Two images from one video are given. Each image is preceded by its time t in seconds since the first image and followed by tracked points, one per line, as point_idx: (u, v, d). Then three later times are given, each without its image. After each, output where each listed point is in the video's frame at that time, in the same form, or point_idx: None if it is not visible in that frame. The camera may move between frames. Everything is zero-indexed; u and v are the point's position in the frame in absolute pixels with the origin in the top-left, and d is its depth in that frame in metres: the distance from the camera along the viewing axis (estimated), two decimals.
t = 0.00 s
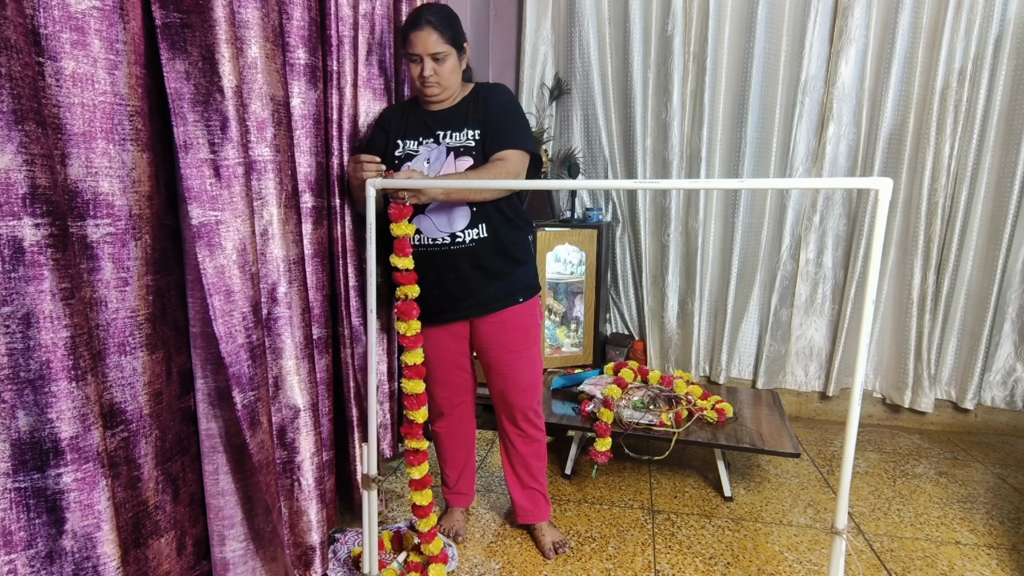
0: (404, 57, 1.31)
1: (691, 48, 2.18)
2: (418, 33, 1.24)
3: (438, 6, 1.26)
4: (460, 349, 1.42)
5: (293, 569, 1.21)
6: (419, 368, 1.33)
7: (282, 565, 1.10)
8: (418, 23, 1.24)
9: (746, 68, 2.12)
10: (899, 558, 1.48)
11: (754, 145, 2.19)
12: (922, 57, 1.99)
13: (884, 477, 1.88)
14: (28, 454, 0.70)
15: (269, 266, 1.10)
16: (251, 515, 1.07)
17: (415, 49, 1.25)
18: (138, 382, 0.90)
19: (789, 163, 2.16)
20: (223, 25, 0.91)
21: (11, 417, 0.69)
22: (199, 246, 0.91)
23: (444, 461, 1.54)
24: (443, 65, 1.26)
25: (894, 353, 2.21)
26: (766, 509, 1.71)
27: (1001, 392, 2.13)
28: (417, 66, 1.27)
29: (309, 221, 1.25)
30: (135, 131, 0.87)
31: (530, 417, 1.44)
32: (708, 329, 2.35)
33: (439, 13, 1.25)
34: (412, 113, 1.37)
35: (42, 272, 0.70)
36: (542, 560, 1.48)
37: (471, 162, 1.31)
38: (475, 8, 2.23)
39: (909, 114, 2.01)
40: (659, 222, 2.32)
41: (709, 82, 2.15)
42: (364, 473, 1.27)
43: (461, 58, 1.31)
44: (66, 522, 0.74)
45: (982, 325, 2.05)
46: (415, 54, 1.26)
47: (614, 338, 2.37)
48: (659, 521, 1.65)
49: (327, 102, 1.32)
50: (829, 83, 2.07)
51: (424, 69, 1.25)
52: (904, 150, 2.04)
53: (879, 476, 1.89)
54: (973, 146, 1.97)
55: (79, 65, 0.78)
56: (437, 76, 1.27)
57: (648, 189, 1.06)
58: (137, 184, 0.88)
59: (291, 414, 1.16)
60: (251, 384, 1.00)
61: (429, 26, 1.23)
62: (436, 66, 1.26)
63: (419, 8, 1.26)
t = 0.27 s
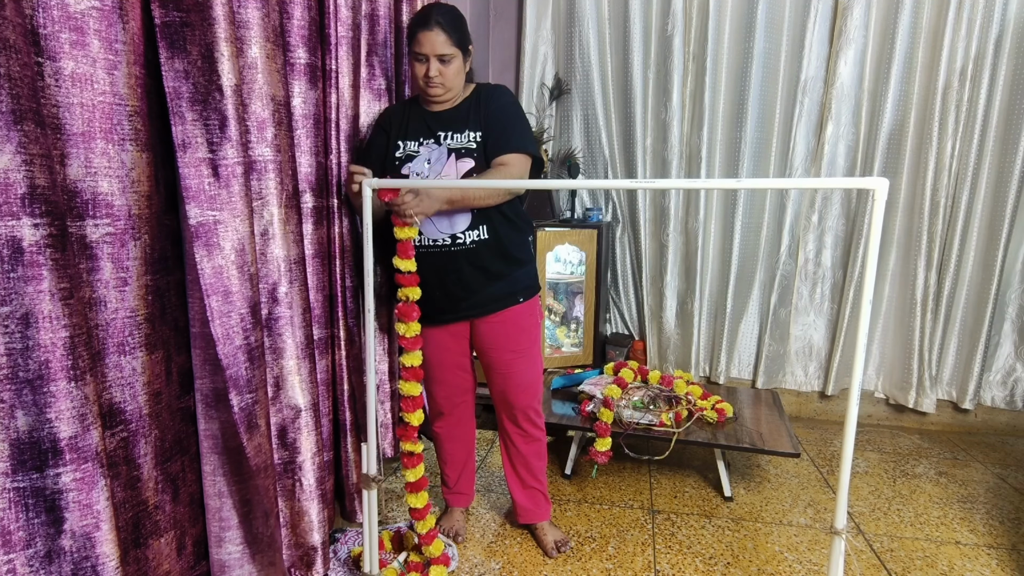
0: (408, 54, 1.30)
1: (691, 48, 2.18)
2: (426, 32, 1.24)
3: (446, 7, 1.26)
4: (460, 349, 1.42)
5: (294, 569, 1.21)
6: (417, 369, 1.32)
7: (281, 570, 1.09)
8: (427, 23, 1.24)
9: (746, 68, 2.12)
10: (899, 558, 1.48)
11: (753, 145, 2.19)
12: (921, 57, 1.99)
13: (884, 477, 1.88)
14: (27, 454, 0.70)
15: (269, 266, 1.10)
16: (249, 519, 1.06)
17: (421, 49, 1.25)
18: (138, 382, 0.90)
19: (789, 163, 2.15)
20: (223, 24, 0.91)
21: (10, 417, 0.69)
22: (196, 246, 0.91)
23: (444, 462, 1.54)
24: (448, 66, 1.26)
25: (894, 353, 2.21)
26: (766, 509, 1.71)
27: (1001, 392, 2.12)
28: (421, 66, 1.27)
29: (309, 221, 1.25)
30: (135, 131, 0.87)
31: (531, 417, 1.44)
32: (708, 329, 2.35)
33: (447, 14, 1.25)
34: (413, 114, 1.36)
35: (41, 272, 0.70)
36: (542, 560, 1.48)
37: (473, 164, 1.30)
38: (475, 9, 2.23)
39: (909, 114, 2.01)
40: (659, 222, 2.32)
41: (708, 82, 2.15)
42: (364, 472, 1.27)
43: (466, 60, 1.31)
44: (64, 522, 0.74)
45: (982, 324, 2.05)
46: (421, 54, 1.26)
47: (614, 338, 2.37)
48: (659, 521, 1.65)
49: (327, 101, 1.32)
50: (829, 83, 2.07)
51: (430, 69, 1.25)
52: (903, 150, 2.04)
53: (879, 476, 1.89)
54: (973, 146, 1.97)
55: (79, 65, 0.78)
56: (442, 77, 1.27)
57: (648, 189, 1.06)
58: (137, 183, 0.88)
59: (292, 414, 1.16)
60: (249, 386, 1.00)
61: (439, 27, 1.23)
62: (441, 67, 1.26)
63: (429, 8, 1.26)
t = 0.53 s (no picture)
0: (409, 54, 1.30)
1: (691, 48, 2.17)
2: (427, 32, 1.23)
3: (448, 7, 1.26)
4: (461, 349, 1.42)
5: (294, 569, 1.21)
6: (429, 353, 1.30)
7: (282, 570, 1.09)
8: (428, 23, 1.24)
9: (746, 68, 2.12)
10: (899, 558, 1.48)
11: (753, 145, 2.19)
12: (922, 57, 1.99)
13: (884, 477, 1.88)
14: (26, 454, 0.70)
15: (268, 266, 1.10)
16: (249, 519, 1.06)
17: (422, 49, 1.25)
18: (138, 382, 0.90)
19: (789, 163, 2.15)
20: (223, 24, 0.91)
21: (10, 418, 0.69)
22: (196, 246, 0.91)
23: (444, 461, 1.54)
24: (450, 66, 1.26)
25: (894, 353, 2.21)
26: (766, 509, 1.71)
27: (1001, 392, 2.12)
28: (422, 66, 1.27)
29: (309, 221, 1.25)
30: (135, 131, 0.87)
31: (532, 417, 1.44)
32: (708, 329, 2.35)
33: (449, 14, 1.25)
34: (415, 113, 1.37)
35: (41, 272, 0.70)
36: (542, 560, 1.48)
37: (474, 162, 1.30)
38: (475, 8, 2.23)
39: (909, 114, 2.01)
40: (659, 222, 2.32)
41: (709, 82, 2.15)
42: (364, 472, 1.27)
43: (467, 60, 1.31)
44: (64, 522, 0.74)
45: (982, 324, 2.05)
46: (422, 53, 1.26)
47: (614, 338, 2.37)
48: (659, 521, 1.65)
49: (327, 102, 1.32)
50: (829, 83, 2.07)
51: (431, 69, 1.25)
52: (903, 150, 2.04)
53: (879, 476, 1.89)
54: (973, 146, 1.97)
55: (79, 65, 0.78)
56: (443, 76, 1.27)
57: (648, 189, 1.06)
58: (137, 183, 0.88)
59: (291, 414, 1.16)
60: (250, 386, 1.00)
61: (439, 27, 1.23)
62: (442, 67, 1.26)
63: (430, 7, 1.26)
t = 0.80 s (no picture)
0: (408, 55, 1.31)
1: (691, 48, 2.17)
2: (423, 32, 1.23)
3: (444, 7, 1.26)
4: (462, 348, 1.42)
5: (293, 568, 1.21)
6: (412, 342, 1.30)
7: (282, 569, 1.09)
8: (425, 24, 1.24)
9: (746, 68, 2.12)
10: (899, 557, 1.48)
11: (753, 145, 2.19)
12: (922, 57, 1.99)
13: (884, 477, 1.88)
14: (26, 454, 0.70)
15: (268, 266, 1.10)
16: (250, 518, 1.06)
17: (420, 50, 1.25)
18: (137, 382, 0.90)
19: (789, 163, 2.15)
20: (224, 25, 0.91)
21: (9, 417, 0.69)
22: (198, 246, 0.91)
23: (444, 460, 1.54)
24: (447, 65, 1.26)
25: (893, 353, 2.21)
26: (766, 509, 1.71)
27: (1001, 392, 2.12)
28: (421, 67, 1.27)
29: (308, 221, 1.25)
30: (135, 131, 0.87)
31: (532, 417, 1.44)
32: (708, 329, 2.35)
33: (445, 14, 1.25)
34: (414, 114, 1.37)
35: (41, 272, 0.70)
36: (542, 560, 1.48)
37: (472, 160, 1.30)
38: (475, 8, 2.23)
39: (909, 114, 2.01)
40: (659, 222, 2.32)
41: (709, 82, 2.15)
42: (364, 472, 1.27)
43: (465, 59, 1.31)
44: (64, 522, 0.74)
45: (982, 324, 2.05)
46: (419, 54, 1.26)
47: (614, 338, 2.37)
48: (659, 521, 1.65)
49: (327, 102, 1.32)
50: (829, 83, 2.07)
51: (428, 69, 1.25)
52: (903, 150, 2.04)
53: (879, 476, 1.89)
54: (973, 146, 1.97)
55: (79, 65, 0.78)
56: (440, 76, 1.27)
57: (648, 189, 1.06)
58: (137, 183, 0.88)
59: (290, 414, 1.16)
60: (252, 386, 1.00)
61: (436, 27, 1.23)
62: (439, 66, 1.26)
63: (426, 9, 1.26)
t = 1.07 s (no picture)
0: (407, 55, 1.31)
1: (691, 48, 2.17)
2: (423, 32, 1.23)
3: (444, 6, 1.26)
4: (462, 348, 1.42)
5: (292, 568, 1.21)
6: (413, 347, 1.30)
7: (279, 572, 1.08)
8: (425, 23, 1.24)
9: (745, 69, 2.12)
10: (899, 558, 1.48)
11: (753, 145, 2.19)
12: (922, 57, 1.99)
13: (884, 477, 1.88)
14: (26, 454, 0.70)
15: (268, 266, 1.10)
16: (246, 521, 1.05)
17: (420, 50, 1.25)
18: (137, 382, 0.90)
19: (789, 163, 2.15)
20: (221, 24, 0.91)
21: (9, 417, 0.69)
22: (193, 246, 0.91)
23: (445, 461, 1.54)
24: (448, 64, 1.26)
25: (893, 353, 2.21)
26: (766, 509, 1.71)
27: (1001, 392, 2.12)
28: (421, 66, 1.27)
29: (308, 221, 1.25)
30: (135, 132, 0.87)
31: (532, 417, 1.44)
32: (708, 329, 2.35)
33: (445, 14, 1.25)
34: (414, 114, 1.37)
35: (40, 272, 0.70)
36: (542, 560, 1.48)
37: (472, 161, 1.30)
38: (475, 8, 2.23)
39: (909, 114, 2.01)
40: (659, 222, 2.32)
41: (708, 82, 2.15)
42: (364, 473, 1.27)
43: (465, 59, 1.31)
44: (63, 522, 0.74)
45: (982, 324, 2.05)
46: (420, 53, 1.26)
47: (614, 338, 2.37)
48: (659, 521, 1.65)
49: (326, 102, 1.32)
50: (829, 83, 2.07)
51: (429, 68, 1.25)
52: (903, 150, 2.04)
53: (879, 476, 1.89)
54: (973, 146, 1.97)
55: (78, 65, 0.78)
56: (441, 75, 1.27)
57: (648, 189, 1.06)
58: (136, 184, 0.88)
59: (289, 414, 1.16)
60: (247, 388, 1.00)
61: (436, 26, 1.23)
62: (440, 66, 1.26)
63: (427, 8, 1.26)
